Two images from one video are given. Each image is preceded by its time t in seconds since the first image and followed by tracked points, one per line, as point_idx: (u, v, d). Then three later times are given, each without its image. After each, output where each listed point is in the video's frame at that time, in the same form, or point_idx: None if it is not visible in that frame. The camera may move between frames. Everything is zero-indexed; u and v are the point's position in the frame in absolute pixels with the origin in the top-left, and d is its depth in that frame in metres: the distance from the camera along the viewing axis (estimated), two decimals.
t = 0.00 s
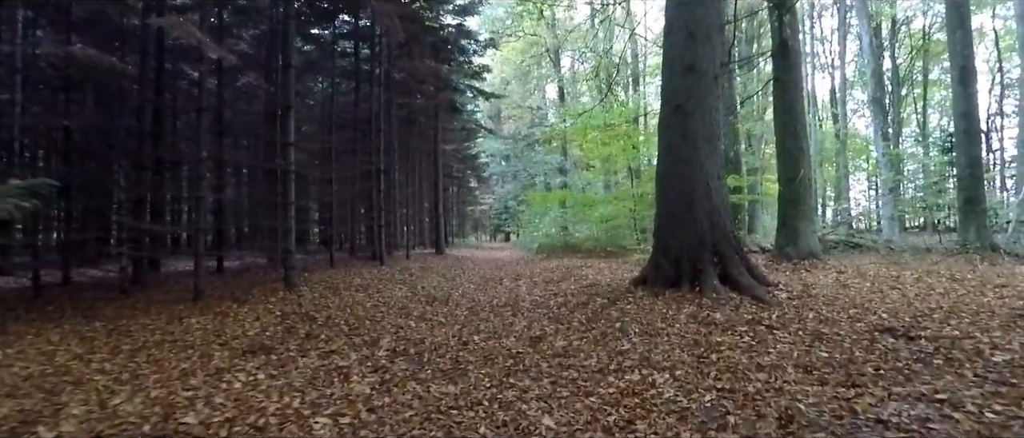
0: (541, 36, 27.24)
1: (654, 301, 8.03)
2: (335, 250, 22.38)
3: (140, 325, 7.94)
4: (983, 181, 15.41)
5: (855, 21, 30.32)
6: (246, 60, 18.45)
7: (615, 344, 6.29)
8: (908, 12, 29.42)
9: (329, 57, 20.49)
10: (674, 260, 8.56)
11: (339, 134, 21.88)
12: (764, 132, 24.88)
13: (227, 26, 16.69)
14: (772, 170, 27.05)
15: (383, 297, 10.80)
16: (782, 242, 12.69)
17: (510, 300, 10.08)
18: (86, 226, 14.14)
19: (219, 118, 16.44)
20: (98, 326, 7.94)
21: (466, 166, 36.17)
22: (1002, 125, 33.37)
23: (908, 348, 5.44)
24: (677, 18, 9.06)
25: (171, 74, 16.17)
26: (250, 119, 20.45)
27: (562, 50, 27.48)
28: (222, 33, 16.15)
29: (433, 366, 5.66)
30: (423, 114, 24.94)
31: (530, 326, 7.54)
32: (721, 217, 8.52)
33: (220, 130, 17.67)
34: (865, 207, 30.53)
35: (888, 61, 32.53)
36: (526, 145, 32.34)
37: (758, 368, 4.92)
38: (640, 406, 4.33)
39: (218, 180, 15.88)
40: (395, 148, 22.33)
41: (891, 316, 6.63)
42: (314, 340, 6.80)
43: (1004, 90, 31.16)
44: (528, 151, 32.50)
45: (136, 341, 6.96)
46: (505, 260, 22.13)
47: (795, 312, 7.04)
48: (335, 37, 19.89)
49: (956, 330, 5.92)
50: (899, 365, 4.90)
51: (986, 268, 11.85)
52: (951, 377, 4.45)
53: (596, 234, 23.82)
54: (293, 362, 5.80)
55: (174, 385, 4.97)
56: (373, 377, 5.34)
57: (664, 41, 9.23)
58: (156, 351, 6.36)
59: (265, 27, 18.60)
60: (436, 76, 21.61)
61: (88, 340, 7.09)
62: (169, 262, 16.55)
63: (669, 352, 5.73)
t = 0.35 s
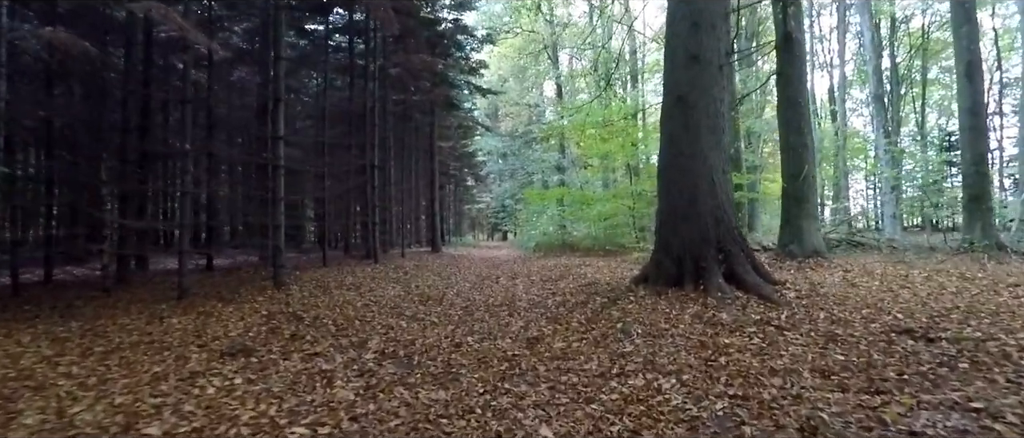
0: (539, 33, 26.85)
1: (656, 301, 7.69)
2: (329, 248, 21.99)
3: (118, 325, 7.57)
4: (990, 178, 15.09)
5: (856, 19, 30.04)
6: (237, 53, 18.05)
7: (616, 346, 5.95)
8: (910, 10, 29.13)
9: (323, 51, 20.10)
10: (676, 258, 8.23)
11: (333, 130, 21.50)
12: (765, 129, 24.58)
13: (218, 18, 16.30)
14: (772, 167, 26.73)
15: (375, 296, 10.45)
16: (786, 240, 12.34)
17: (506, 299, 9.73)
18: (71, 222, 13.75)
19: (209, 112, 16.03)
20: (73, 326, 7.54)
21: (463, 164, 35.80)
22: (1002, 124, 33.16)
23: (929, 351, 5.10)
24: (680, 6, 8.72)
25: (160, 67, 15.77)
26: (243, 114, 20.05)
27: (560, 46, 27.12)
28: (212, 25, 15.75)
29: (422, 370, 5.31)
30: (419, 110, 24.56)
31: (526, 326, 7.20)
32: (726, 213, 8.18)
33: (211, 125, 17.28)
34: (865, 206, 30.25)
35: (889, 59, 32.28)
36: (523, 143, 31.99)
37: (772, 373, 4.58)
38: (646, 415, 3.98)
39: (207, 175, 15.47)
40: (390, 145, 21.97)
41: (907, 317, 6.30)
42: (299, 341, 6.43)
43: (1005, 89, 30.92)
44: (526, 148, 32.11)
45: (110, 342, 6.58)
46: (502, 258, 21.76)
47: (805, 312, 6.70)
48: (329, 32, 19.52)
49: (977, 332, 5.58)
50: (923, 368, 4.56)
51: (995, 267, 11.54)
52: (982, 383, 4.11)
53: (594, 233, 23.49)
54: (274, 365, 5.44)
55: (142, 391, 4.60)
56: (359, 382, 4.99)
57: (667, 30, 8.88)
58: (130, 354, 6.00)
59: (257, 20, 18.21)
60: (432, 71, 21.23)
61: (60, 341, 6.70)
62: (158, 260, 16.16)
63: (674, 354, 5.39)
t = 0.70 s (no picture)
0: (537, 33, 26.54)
1: (662, 307, 7.32)
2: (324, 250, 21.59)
3: (95, 334, 7.18)
4: (997, 178, 14.77)
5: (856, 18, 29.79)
6: (229, 51, 17.66)
7: (622, 356, 5.59)
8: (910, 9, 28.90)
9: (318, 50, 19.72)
10: (682, 261, 7.88)
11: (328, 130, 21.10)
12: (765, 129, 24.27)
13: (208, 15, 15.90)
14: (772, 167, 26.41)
15: (368, 301, 10.07)
16: (792, 241, 12.00)
17: (506, 304, 9.39)
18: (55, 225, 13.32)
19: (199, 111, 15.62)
20: (46, 335, 7.13)
21: (459, 165, 35.42)
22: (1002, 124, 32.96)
23: (959, 363, 4.75)
24: None
25: (148, 66, 15.37)
26: (235, 115, 19.65)
27: (557, 45, 26.78)
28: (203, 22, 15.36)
29: (414, 384, 4.94)
30: (415, 110, 24.19)
31: (525, 334, 6.83)
32: (734, 214, 7.84)
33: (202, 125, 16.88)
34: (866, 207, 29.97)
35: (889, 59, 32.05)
36: (521, 143, 31.64)
37: (793, 389, 4.23)
38: None
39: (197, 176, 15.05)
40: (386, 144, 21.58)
41: (929, 324, 5.94)
42: (285, 351, 6.06)
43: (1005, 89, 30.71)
44: (524, 149, 31.75)
45: (83, 353, 6.18)
46: (500, 260, 21.37)
47: (821, 319, 6.35)
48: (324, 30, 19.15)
49: (1007, 341, 5.23)
50: (957, 383, 4.21)
51: (1008, 269, 11.20)
52: None
53: (593, 234, 23.13)
54: (255, 379, 5.07)
55: (107, 411, 4.21)
56: (345, 398, 4.62)
57: (672, 25, 8.54)
58: (101, 366, 5.61)
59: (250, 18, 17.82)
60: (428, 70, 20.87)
61: (30, 352, 6.29)
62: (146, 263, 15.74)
63: (685, 366, 5.03)
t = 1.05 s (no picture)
0: (533, 29, 26.14)
1: (664, 306, 7.00)
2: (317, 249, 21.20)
3: (67, 336, 6.80)
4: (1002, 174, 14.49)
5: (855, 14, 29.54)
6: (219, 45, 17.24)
7: (624, 359, 5.26)
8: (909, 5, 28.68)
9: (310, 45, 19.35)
10: (685, 258, 7.56)
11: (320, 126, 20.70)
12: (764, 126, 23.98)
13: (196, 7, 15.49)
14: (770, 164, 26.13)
15: (358, 300, 9.72)
16: (795, 238, 11.69)
17: (500, 303, 9.05)
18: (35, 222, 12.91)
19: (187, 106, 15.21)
20: (14, 337, 6.74)
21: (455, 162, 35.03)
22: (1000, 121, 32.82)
23: (986, 365, 4.43)
24: None
25: (134, 60, 14.96)
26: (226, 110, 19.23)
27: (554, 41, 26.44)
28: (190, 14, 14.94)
29: (402, 389, 4.60)
30: (410, 106, 23.81)
31: (521, 335, 6.50)
32: (739, 209, 7.52)
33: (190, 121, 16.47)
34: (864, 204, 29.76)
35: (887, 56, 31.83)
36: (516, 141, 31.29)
37: (811, 395, 3.90)
38: None
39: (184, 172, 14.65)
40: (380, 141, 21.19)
41: (947, 324, 5.63)
42: (266, 354, 5.70)
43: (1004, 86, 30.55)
44: (520, 146, 31.36)
45: (51, 356, 5.81)
46: (495, 259, 21.02)
47: (832, 319, 6.03)
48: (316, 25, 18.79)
49: None
50: (988, 388, 3.89)
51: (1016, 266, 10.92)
52: None
53: (590, 232, 22.81)
54: (231, 384, 4.72)
55: (63, 422, 3.85)
56: (326, 406, 4.27)
57: (673, 13, 8.20)
58: (67, 370, 5.24)
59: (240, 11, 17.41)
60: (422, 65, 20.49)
61: None
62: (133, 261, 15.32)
63: (692, 369, 4.70)
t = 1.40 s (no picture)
0: (528, 26, 25.71)
1: (665, 311, 6.62)
2: (308, 250, 20.75)
3: (29, 344, 6.35)
4: (1007, 173, 14.16)
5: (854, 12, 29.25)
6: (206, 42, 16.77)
7: (623, 369, 4.88)
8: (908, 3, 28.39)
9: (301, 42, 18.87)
10: (686, 260, 7.19)
11: (311, 125, 20.26)
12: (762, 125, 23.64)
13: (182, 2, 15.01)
14: (769, 164, 25.80)
15: (345, 304, 9.31)
16: (798, 238, 11.34)
17: (494, 307, 8.65)
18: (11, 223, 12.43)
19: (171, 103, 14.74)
20: None
21: (450, 163, 34.60)
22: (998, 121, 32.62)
23: (1019, 377, 4.06)
24: None
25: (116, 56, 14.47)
26: (214, 109, 18.75)
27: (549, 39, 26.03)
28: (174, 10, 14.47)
29: (381, 406, 4.20)
30: (403, 105, 23.37)
31: (514, 343, 6.11)
32: (743, 208, 7.16)
33: (176, 119, 15.99)
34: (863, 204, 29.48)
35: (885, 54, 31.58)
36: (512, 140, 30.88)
37: (833, 414, 3.53)
38: None
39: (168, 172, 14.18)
40: (372, 140, 20.77)
41: (969, 330, 5.27)
42: (239, 365, 5.29)
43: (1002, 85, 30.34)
44: (516, 146, 30.94)
45: (3, 369, 5.36)
46: (490, 260, 20.61)
47: (845, 324, 5.66)
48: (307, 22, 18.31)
49: None
50: None
51: None
52: None
53: (586, 232, 22.41)
54: (195, 400, 4.31)
55: None
56: (297, 425, 3.87)
57: (674, 2, 7.83)
58: (18, 385, 4.80)
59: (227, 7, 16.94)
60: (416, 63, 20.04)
61: None
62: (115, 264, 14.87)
63: (699, 382, 4.32)
